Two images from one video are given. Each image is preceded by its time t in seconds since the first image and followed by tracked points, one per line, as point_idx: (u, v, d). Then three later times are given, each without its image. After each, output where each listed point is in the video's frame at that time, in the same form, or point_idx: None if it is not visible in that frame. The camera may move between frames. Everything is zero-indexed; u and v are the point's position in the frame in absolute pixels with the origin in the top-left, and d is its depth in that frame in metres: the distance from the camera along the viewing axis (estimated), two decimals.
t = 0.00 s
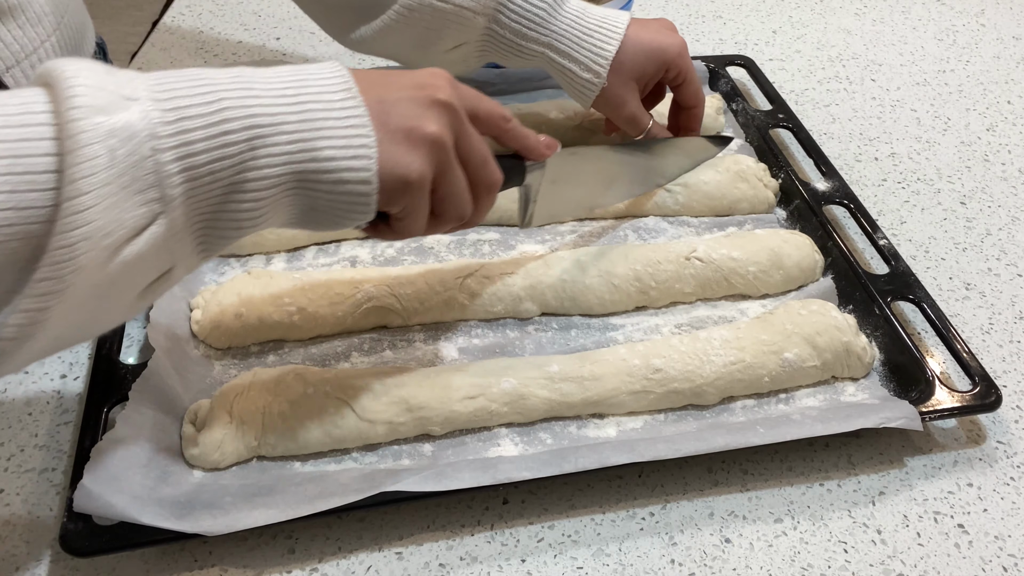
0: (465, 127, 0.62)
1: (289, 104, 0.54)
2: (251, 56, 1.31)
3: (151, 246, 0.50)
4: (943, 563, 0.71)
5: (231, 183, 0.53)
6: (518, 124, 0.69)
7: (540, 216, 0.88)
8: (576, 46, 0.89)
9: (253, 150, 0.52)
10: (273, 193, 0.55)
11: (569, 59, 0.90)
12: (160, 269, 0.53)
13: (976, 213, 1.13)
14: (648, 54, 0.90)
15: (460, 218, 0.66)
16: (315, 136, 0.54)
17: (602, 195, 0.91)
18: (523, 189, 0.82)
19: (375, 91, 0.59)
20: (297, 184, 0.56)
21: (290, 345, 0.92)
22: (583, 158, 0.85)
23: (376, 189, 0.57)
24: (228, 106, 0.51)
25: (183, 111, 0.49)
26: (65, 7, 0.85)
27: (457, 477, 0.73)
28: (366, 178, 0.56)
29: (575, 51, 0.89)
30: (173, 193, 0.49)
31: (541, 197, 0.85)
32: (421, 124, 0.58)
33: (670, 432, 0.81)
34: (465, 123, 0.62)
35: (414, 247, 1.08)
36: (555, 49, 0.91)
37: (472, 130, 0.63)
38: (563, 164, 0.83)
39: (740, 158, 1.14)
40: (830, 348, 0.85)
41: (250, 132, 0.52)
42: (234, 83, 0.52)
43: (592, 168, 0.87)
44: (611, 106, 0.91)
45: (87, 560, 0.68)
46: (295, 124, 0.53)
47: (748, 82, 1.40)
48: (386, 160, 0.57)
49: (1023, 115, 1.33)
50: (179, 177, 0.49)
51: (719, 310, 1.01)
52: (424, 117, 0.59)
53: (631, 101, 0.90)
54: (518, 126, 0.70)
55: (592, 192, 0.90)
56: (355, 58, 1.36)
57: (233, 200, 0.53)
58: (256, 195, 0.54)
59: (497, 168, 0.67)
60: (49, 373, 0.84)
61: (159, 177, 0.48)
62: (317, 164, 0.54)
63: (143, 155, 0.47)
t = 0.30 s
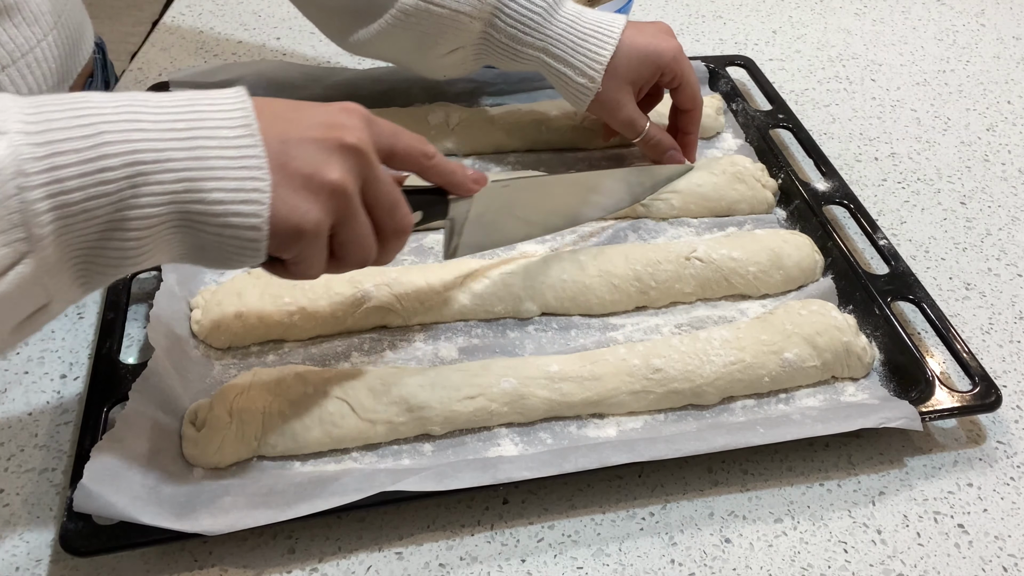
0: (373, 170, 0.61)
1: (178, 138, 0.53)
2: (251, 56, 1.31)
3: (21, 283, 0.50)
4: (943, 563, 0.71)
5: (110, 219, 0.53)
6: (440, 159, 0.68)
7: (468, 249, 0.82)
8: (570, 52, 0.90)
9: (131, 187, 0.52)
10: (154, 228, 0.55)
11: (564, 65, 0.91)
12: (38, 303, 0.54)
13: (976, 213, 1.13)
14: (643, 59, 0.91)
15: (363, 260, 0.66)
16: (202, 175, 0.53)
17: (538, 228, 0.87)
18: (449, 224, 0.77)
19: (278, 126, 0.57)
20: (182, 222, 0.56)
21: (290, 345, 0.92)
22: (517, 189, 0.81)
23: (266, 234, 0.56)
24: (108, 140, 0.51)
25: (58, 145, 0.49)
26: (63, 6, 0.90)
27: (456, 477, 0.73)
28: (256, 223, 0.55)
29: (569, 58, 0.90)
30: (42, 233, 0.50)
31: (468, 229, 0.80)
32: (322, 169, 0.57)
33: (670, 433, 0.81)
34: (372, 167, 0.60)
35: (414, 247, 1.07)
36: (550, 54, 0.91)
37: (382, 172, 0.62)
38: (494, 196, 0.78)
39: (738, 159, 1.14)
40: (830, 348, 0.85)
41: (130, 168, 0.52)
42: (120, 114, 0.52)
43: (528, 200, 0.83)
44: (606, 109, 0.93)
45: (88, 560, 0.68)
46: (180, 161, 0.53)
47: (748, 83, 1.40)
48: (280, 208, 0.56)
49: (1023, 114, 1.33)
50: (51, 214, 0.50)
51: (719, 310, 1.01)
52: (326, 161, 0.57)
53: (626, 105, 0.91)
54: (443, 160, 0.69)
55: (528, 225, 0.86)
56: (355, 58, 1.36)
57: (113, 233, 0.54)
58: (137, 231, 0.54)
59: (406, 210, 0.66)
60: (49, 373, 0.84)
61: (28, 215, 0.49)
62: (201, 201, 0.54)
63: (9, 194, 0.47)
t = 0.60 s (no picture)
0: (287, 192, 0.59)
1: (74, 148, 0.52)
2: (251, 56, 1.31)
3: None
4: (943, 563, 0.71)
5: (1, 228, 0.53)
6: (366, 180, 0.67)
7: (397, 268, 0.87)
8: (569, 52, 0.90)
9: (19, 197, 0.51)
10: (43, 239, 0.54)
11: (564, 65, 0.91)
12: None
13: (976, 213, 1.13)
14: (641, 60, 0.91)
15: (272, 282, 0.64)
16: (94, 189, 0.52)
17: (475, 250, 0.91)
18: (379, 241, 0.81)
19: (188, 139, 0.55)
20: (74, 235, 0.55)
21: (290, 346, 0.92)
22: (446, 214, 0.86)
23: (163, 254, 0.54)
24: None
25: None
26: (63, 6, 0.93)
27: (456, 477, 0.73)
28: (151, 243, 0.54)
29: (569, 57, 0.91)
30: None
31: (398, 249, 0.85)
32: (228, 189, 0.55)
33: (670, 432, 0.81)
34: (287, 189, 0.59)
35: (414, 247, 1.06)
36: (550, 54, 0.92)
37: (299, 195, 0.60)
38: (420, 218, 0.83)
39: (734, 159, 1.14)
40: (830, 348, 0.85)
41: (20, 177, 0.51)
42: (18, 119, 0.51)
43: (458, 224, 0.88)
44: (606, 109, 0.94)
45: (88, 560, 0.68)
46: (73, 173, 0.52)
47: (748, 83, 1.40)
48: (178, 229, 0.54)
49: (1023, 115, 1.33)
50: None
51: (719, 310, 1.01)
52: (234, 181, 0.55)
53: (625, 105, 0.93)
54: (371, 180, 0.68)
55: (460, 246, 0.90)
56: (356, 58, 1.36)
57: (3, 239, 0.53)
58: (27, 240, 0.53)
59: (325, 233, 0.64)
60: (49, 373, 0.84)
61: None
62: (90, 216, 0.53)
63: None
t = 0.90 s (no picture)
0: (204, 128, 0.55)
1: None
2: (251, 56, 1.31)
3: None
4: (943, 563, 0.71)
5: None
6: (307, 108, 0.65)
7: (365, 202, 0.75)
8: None
9: None
10: None
11: None
12: None
13: (976, 213, 1.13)
14: None
15: (207, 222, 0.62)
16: None
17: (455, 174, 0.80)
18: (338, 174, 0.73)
19: (86, 76, 0.51)
20: None
21: (290, 346, 0.92)
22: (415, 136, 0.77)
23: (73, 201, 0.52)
24: None
25: None
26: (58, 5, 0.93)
27: (456, 477, 0.73)
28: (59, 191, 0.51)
29: None
30: None
31: (361, 179, 0.74)
32: (134, 128, 0.52)
33: (671, 433, 0.81)
34: (203, 124, 0.55)
35: (414, 247, 1.06)
36: None
37: (220, 128, 0.56)
38: (388, 145, 0.75)
39: (740, 159, 1.14)
40: (830, 348, 0.85)
41: None
42: None
43: (430, 147, 0.78)
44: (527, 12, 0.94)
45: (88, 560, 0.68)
46: None
47: (748, 82, 1.40)
48: (85, 172, 0.51)
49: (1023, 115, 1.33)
50: None
51: (719, 310, 1.01)
52: (141, 116, 0.52)
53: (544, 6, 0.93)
54: (314, 106, 0.66)
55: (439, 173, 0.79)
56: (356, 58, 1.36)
57: None
58: None
59: (262, 165, 0.61)
60: (49, 373, 0.84)
61: None
62: None
63: None
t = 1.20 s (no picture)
0: (279, 125, 0.61)
1: (73, 99, 0.52)
2: (251, 55, 1.31)
3: None
4: (943, 563, 0.71)
5: (11, 182, 0.53)
6: (349, 119, 0.69)
7: (378, 211, 0.84)
8: (441, 19, 0.86)
9: (31, 148, 0.52)
10: (56, 189, 0.55)
11: (431, 27, 0.87)
12: None
13: (976, 213, 1.13)
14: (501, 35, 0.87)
15: (271, 216, 0.66)
16: (98, 134, 0.53)
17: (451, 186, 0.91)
18: (362, 184, 0.78)
19: (177, 82, 0.56)
20: (84, 183, 0.55)
21: (290, 346, 0.92)
22: (428, 152, 0.82)
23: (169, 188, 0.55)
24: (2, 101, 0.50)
25: None
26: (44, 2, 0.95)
27: (456, 477, 0.73)
28: (158, 177, 0.54)
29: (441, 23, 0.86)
30: None
31: (379, 191, 0.81)
32: (225, 122, 0.56)
33: (671, 433, 0.81)
34: (279, 121, 0.60)
35: (414, 247, 1.06)
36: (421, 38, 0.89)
37: (288, 127, 0.62)
38: (406, 160, 0.80)
39: (740, 158, 1.14)
40: (830, 348, 0.85)
41: (27, 131, 0.51)
42: (14, 76, 0.52)
43: (440, 159, 0.85)
44: (458, 74, 0.89)
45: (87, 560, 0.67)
46: (77, 122, 0.52)
47: (748, 82, 1.40)
48: (182, 161, 0.55)
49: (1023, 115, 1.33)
50: None
51: (719, 310, 1.01)
52: (229, 113, 0.57)
53: (475, 76, 0.88)
54: (351, 121, 0.70)
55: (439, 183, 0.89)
56: (356, 58, 1.36)
57: (18, 194, 0.54)
58: (38, 192, 0.54)
59: (315, 167, 0.66)
60: (49, 373, 0.84)
61: None
62: (100, 161, 0.53)
63: None
